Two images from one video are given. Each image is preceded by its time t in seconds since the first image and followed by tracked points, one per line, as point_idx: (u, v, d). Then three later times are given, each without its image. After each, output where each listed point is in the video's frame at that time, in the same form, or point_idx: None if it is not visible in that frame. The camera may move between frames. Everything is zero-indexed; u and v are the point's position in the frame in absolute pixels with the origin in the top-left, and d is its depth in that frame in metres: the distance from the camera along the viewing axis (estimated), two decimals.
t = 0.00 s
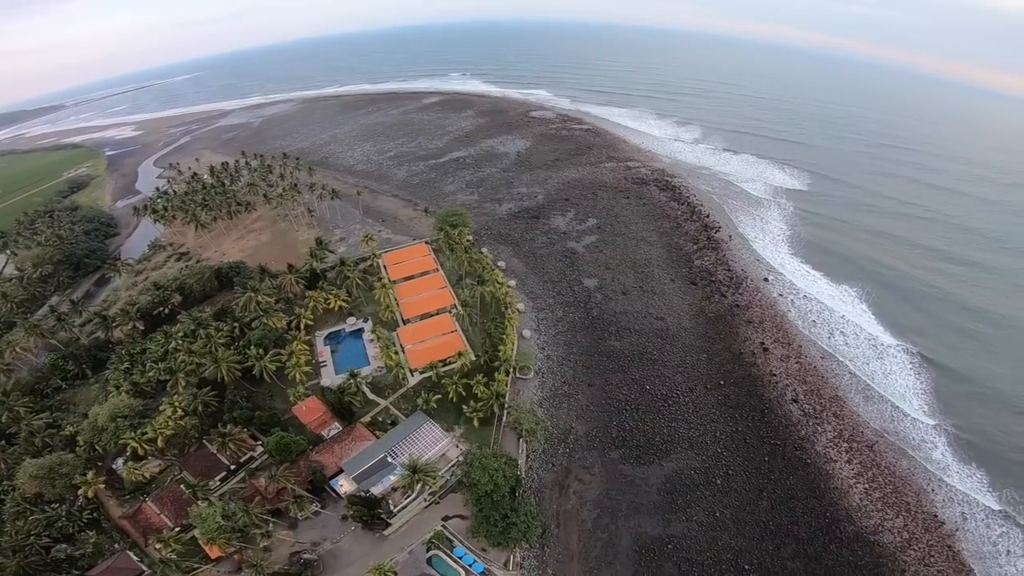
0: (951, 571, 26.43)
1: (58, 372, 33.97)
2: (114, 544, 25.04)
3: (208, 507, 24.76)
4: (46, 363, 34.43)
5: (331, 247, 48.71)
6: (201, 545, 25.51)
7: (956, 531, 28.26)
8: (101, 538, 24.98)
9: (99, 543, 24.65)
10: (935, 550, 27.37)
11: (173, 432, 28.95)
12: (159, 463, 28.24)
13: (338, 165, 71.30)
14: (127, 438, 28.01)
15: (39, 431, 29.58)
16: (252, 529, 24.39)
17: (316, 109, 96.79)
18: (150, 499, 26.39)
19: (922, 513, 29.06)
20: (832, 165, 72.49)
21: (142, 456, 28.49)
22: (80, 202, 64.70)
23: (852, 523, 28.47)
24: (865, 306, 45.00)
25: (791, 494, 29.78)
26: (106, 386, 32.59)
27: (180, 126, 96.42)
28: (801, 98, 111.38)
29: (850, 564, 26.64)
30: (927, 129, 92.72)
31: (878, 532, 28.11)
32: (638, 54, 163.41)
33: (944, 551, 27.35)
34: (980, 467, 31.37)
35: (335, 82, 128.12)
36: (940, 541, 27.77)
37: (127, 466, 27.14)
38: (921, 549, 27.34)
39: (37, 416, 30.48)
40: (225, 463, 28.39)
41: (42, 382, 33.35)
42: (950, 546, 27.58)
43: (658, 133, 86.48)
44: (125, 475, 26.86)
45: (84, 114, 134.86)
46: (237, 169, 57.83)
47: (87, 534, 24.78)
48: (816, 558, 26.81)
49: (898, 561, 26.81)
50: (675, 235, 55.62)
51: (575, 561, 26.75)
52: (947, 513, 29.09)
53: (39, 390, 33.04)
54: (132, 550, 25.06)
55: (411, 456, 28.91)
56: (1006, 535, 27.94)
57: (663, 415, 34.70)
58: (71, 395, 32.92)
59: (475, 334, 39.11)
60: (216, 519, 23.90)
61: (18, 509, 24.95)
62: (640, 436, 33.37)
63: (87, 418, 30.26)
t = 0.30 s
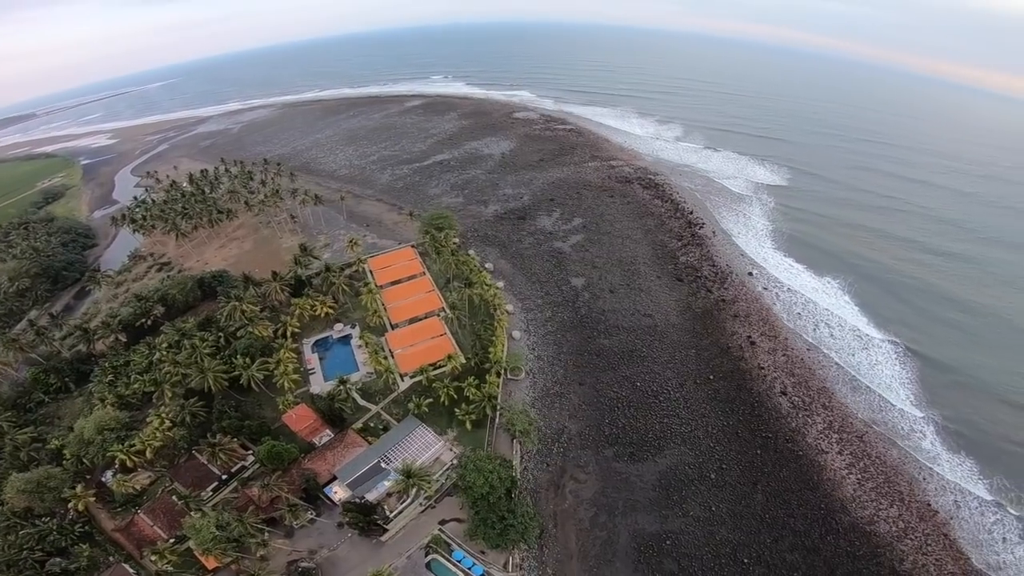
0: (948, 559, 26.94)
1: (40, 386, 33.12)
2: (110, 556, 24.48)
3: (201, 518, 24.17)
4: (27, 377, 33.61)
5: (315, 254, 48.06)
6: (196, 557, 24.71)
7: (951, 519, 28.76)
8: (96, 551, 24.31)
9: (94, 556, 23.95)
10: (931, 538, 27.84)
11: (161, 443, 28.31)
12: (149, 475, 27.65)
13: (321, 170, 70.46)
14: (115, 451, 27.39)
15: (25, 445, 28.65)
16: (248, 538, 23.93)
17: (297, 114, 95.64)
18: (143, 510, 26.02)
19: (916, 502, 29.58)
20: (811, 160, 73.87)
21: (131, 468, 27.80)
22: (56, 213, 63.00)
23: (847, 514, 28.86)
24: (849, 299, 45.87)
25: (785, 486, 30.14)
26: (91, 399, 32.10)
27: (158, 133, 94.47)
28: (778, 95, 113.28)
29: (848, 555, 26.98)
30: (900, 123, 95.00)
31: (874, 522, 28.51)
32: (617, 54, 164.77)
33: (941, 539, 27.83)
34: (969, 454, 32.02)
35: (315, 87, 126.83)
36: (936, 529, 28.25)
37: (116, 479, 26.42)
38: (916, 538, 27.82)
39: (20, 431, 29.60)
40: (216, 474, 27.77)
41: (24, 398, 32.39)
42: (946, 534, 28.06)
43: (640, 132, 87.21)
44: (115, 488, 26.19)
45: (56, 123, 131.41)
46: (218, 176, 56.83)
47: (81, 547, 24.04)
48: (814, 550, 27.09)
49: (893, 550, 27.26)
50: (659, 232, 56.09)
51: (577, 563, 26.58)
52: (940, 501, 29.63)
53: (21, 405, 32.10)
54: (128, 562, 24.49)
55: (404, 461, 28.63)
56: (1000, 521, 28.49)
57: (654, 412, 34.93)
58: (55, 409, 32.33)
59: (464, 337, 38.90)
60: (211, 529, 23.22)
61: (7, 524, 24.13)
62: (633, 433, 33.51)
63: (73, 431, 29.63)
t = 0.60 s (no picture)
0: (943, 546, 27.48)
1: (20, 403, 31.83)
2: (103, 571, 23.71)
3: (194, 529, 23.58)
4: (5, 394, 32.19)
5: (298, 261, 47.31)
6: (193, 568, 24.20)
7: (943, 506, 29.35)
8: (89, 565, 23.69)
9: (88, 569, 23.29)
10: (926, 525, 28.38)
11: (149, 456, 27.48)
12: (138, 488, 26.78)
13: (302, 176, 69.43)
14: (101, 465, 26.59)
15: (8, 461, 27.76)
16: (243, 549, 23.50)
17: (275, 120, 94.28)
18: (135, 523, 25.06)
19: (908, 490, 30.12)
20: (788, 155, 75.33)
21: (119, 482, 26.91)
22: (27, 227, 61.02)
23: (841, 504, 29.30)
24: (830, 291, 46.84)
25: (778, 478, 30.54)
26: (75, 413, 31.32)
27: (131, 142, 92.17)
28: (753, 92, 115.33)
29: (846, 544, 27.34)
30: (871, 117, 97.51)
31: (868, 511, 28.98)
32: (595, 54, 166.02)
33: (935, 526, 28.37)
34: (955, 442, 32.83)
35: (292, 92, 125.17)
36: (930, 517, 28.80)
37: (105, 493, 25.37)
38: (910, 525, 28.35)
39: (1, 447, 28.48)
40: (207, 484, 26.92)
41: (3, 415, 31.24)
42: (941, 522, 28.59)
43: (620, 131, 87.91)
44: (104, 502, 25.10)
45: (23, 133, 127.30)
46: (195, 184, 55.62)
47: (75, 561, 23.44)
48: (810, 540, 27.44)
49: (888, 537, 27.76)
50: (643, 230, 56.58)
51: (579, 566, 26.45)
52: (931, 489, 30.25)
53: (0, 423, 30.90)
54: None
55: (398, 467, 28.31)
56: (992, 508, 29.18)
57: (645, 408, 35.17)
58: (37, 424, 31.23)
59: (453, 340, 38.69)
60: (205, 541, 22.78)
61: None
62: (625, 430, 33.69)
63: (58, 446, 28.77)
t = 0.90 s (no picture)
0: (938, 533, 28.03)
1: None
2: None
3: (188, 542, 23.01)
4: None
5: (281, 269, 46.55)
6: None
7: (935, 494, 29.98)
8: None
9: None
10: (919, 513, 28.94)
11: (138, 469, 26.74)
12: (128, 501, 26.26)
13: (282, 183, 68.43)
14: (89, 479, 25.88)
15: None
16: (239, 560, 23.06)
17: (253, 126, 92.76)
18: (127, 537, 24.54)
19: (899, 479, 30.74)
20: (765, 151, 76.76)
21: (109, 496, 26.32)
22: None
23: (835, 494, 29.76)
24: (812, 284, 47.78)
25: (771, 470, 30.94)
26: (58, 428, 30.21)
27: (104, 152, 89.72)
28: (729, 89, 117.26)
29: (841, 535, 27.74)
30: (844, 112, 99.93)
31: (861, 501, 29.48)
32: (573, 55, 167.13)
33: (928, 514, 28.96)
34: (941, 429, 33.66)
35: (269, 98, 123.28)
36: (922, 504, 29.41)
37: (95, 506, 24.92)
38: (904, 514, 28.89)
39: None
40: (198, 496, 26.49)
41: None
42: (933, 509, 29.22)
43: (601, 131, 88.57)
44: (94, 516, 24.64)
45: None
46: (172, 193, 54.38)
47: None
48: (806, 531, 27.80)
49: (883, 525, 28.26)
50: (626, 227, 57.04)
51: (581, 568, 26.39)
52: (921, 477, 30.90)
53: None
54: None
55: (391, 472, 27.90)
56: (983, 494, 29.86)
57: (636, 405, 35.41)
58: (19, 440, 30.23)
59: (441, 344, 38.45)
60: (200, 553, 22.20)
61: None
62: (617, 428, 33.86)
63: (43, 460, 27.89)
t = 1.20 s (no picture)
0: (932, 519, 28.65)
1: None
2: None
3: (182, 556, 22.59)
4: None
5: (261, 279, 45.72)
6: None
7: (925, 480, 30.74)
8: None
9: None
10: (911, 500, 29.58)
11: (125, 484, 26.01)
12: (119, 516, 25.62)
13: (259, 191, 67.21)
14: (76, 495, 25.10)
15: None
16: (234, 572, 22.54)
17: (228, 134, 90.97)
18: (120, 552, 24.14)
19: (889, 467, 31.44)
20: (741, 147, 78.17)
21: (97, 511, 25.62)
22: None
23: (827, 484, 30.29)
24: (791, 276, 48.82)
25: (762, 461, 31.40)
26: (40, 445, 29.27)
27: (72, 163, 86.92)
28: (703, 86, 119.13)
29: (837, 524, 28.19)
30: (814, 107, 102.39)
31: (853, 489, 30.05)
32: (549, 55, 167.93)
33: (920, 500, 29.63)
34: (925, 415, 34.63)
35: (243, 105, 121.00)
36: (914, 490, 30.11)
37: (85, 522, 24.30)
38: (897, 501, 29.51)
39: None
40: (189, 509, 25.91)
41: None
42: (924, 495, 29.93)
43: (580, 130, 89.10)
44: (84, 532, 24.05)
45: None
46: (146, 204, 53.00)
47: None
48: (801, 520, 28.25)
49: (876, 513, 28.83)
50: (608, 225, 57.49)
51: (582, 569, 26.36)
52: (910, 463, 31.68)
53: None
54: None
55: (384, 479, 27.61)
56: (972, 480, 30.65)
57: (625, 401, 35.67)
58: None
59: (428, 348, 38.21)
60: (195, 566, 21.85)
61: None
62: (608, 425, 34.04)
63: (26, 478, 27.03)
